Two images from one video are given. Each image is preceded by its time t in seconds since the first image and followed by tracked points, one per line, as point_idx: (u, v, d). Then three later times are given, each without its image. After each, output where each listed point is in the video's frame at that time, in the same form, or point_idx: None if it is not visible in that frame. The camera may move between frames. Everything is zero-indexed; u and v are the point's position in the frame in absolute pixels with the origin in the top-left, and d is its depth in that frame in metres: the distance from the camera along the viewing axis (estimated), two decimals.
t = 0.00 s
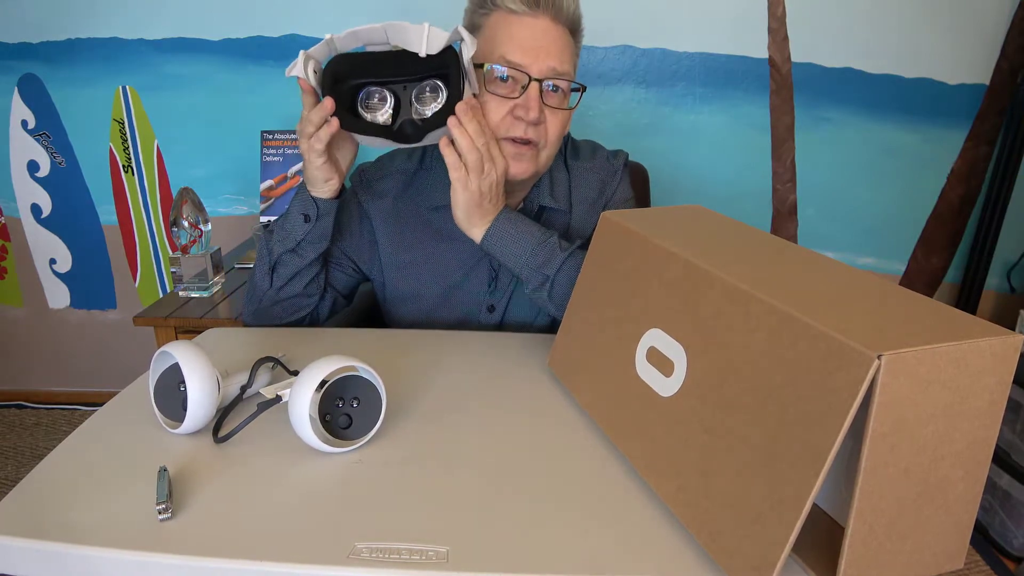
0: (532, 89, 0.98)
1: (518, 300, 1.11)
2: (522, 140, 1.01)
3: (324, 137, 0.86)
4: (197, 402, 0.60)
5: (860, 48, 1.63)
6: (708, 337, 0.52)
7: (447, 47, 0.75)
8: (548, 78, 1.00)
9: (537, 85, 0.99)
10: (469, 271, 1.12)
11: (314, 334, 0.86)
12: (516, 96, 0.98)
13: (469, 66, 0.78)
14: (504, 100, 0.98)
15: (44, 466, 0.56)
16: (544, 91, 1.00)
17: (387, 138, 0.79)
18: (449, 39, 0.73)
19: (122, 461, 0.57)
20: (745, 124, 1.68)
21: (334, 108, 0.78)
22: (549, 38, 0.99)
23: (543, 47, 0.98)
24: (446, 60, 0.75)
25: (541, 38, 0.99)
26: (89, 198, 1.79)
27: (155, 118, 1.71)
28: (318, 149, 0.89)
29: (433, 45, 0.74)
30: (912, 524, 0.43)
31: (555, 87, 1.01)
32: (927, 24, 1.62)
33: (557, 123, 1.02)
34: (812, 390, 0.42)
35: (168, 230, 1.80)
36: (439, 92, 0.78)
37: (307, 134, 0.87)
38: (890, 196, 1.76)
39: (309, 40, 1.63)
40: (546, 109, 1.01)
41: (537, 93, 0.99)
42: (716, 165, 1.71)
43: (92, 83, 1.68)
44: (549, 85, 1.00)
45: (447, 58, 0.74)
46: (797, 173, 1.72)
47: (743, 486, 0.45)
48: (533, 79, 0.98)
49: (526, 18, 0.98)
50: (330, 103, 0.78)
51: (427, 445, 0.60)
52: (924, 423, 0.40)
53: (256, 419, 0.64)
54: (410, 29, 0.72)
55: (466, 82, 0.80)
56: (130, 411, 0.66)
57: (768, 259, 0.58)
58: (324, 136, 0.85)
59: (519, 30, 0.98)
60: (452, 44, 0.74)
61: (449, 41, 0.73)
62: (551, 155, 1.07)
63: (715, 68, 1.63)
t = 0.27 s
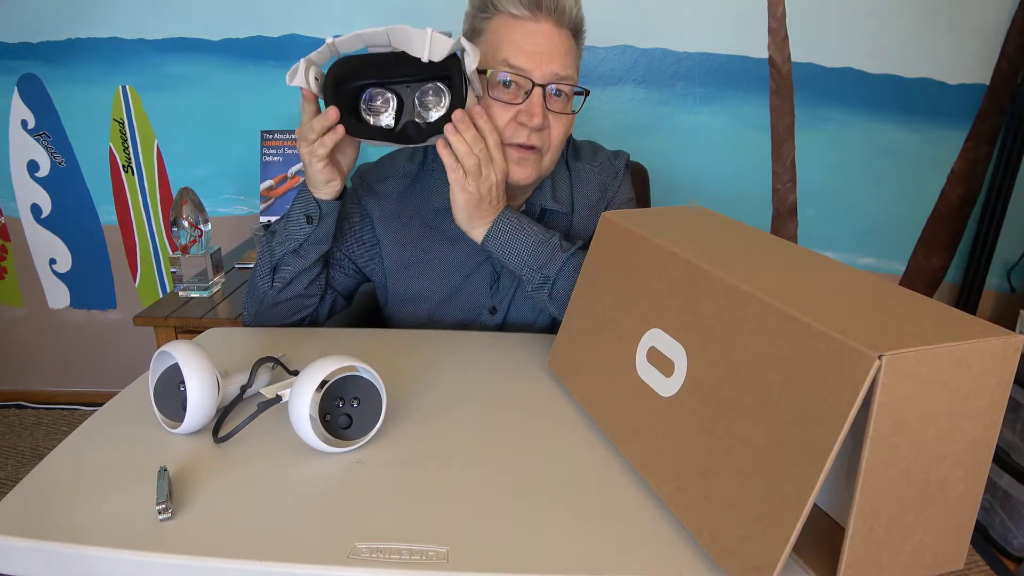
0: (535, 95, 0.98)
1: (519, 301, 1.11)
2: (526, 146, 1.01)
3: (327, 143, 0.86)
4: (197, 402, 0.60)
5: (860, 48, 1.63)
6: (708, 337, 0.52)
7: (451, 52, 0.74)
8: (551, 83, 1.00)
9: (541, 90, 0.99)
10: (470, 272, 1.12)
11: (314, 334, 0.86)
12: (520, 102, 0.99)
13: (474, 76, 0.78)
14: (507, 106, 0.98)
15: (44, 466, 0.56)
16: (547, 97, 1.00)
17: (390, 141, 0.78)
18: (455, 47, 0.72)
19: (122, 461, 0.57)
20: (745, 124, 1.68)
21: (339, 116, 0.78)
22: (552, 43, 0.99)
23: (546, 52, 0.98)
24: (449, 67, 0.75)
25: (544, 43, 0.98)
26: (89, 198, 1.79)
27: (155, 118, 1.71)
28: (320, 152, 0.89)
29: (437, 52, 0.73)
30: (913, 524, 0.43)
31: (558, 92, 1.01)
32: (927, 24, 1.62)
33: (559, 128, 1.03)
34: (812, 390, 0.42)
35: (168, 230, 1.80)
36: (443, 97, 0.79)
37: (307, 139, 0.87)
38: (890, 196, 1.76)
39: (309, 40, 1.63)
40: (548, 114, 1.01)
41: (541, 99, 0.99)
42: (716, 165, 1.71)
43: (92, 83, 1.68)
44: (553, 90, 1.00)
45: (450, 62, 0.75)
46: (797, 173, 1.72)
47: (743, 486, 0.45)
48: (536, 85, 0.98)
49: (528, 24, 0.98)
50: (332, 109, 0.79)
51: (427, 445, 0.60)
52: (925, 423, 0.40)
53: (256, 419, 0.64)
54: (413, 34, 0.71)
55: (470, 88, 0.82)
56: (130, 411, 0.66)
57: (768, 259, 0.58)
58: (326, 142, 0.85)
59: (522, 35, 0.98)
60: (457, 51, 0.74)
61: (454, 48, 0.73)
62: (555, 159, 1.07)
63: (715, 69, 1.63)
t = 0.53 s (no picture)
0: (533, 98, 0.98)
1: (520, 301, 1.11)
2: (524, 148, 1.01)
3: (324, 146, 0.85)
4: (197, 402, 0.60)
5: (860, 48, 1.63)
6: (708, 337, 0.52)
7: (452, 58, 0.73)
8: (550, 86, 1.00)
9: (538, 93, 0.99)
10: (471, 273, 1.12)
11: (314, 334, 0.86)
12: (518, 105, 0.99)
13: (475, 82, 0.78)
14: (505, 109, 0.98)
15: (44, 466, 0.56)
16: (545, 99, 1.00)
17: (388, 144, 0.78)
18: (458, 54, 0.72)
19: (122, 461, 0.57)
20: (745, 124, 1.68)
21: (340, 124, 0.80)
22: (550, 45, 0.98)
23: (544, 54, 0.98)
24: (448, 75, 0.75)
25: (542, 45, 0.98)
26: (89, 198, 1.79)
27: (155, 118, 1.71)
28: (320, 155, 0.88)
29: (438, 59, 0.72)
30: (913, 524, 0.43)
31: (556, 94, 1.01)
32: (927, 24, 1.62)
33: (559, 130, 1.03)
34: (812, 390, 0.42)
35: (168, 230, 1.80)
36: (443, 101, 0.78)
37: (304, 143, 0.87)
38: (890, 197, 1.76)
39: (309, 40, 1.63)
40: (547, 116, 1.01)
41: (539, 102, 0.99)
42: (716, 165, 1.71)
43: (92, 82, 1.68)
44: (550, 92, 1.00)
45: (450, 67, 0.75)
46: (797, 173, 1.72)
47: (743, 486, 0.45)
48: (534, 88, 0.99)
49: (526, 25, 0.97)
50: (333, 115, 0.79)
51: (427, 445, 0.60)
52: (925, 423, 0.40)
53: (256, 419, 0.64)
54: (414, 41, 0.69)
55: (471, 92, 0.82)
56: (130, 411, 0.66)
57: (768, 259, 0.58)
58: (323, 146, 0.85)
59: (519, 38, 0.97)
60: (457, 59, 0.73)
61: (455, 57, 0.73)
62: (554, 161, 1.08)
63: (715, 68, 1.63)
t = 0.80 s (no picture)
0: (531, 97, 0.98)
1: (520, 301, 1.11)
2: (523, 148, 1.00)
3: (318, 146, 0.85)
4: (197, 402, 0.60)
5: (860, 48, 1.63)
6: (708, 337, 0.52)
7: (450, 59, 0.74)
8: (548, 85, 1.00)
9: (536, 92, 0.99)
10: (471, 272, 1.12)
11: (314, 334, 0.86)
12: (516, 104, 0.99)
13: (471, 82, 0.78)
14: (503, 107, 0.98)
15: (45, 466, 0.56)
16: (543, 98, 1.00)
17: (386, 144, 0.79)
18: (454, 55, 0.72)
19: (123, 461, 0.57)
20: (745, 124, 1.68)
21: (338, 124, 0.79)
22: (548, 44, 0.99)
23: (541, 53, 0.98)
24: (445, 75, 0.76)
25: (539, 44, 0.98)
26: (89, 198, 1.79)
27: (155, 118, 1.71)
28: (318, 156, 0.88)
29: (436, 59, 0.72)
30: (913, 524, 0.43)
31: (554, 93, 1.01)
32: (927, 24, 1.62)
33: (556, 129, 1.03)
34: (812, 390, 0.42)
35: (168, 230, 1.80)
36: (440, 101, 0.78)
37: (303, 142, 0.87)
38: (890, 197, 1.76)
39: (309, 40, 1.63)
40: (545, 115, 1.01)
41: (537, 101, 0.99)
42: (716, 165, 1.71)
43: (92, 82, 1.68)
44: (549, 91, 1.00)
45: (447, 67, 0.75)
46: (797, 173, 1.72)
47: (743, 486, 0.45)
48: (532, 87, 0.98)
49: (523, 25, 0.98)
50: (331, 116, 0.79)
51: (427, 445, 0.60)
52: (924, 423, 0.40)
53: (256, 419, 0.64)
54: (411, 41, 0.70)
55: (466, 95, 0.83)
56: (130, 411, 0.66)
57: (768, 259, 0.58)
58: (318, 147, 0.85)
59: (517, 37, 0.97)
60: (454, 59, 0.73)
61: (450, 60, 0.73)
62: (553, 160, 1.07)
63: (715, 68, 1.63)
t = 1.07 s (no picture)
0: (531, 96, 0.98)
1: (520, 301, 1.11)
2: (523, 146, 1.01)
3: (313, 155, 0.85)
4: (197, 402, 0.60)
5: (860, 48, 1.63)
6: (708, 338, 0.52)
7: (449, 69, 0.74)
8: (548, 83, 0.99)
9: (537, 91, 0.98)
10: (471, 273, 1.12)
11: (314, 334, 0.86)
12: (516, 103, 0.99)
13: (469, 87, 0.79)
14: (503, 107, 0.98)
15: (45, 466, 0.56)
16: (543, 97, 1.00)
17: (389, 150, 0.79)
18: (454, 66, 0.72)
19: (123, 461, 0.57)
20: (745, 124, 1.68)
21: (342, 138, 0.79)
22: (548, 43, 0.98)
23: (541, 53, 0.98)
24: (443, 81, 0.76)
25: (539, 43, 0.98)
26: (89, 199, 1.79)
27: (155, 118, 1.71)
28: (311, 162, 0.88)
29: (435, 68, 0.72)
30: (913, 524, 0.43)
31: (554, 92, 1.00)
32: (927, 24, 1.62)
33: (556, 129, 1.03)
34: (812, 390, 0.42)
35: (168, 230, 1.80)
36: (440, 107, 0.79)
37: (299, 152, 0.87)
38: (890, 197, 1.76)
39: (309, 40, 1.63)
40: (545, 113, 1.00)
41: (537, 100, 0.98)
42: (715, 165, 1.71)
43: (92, 83, 1.68)
44: (549, 90, 1.00)
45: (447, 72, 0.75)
46: (797, 173, 1.72)
47: (743, 486, 0.45)
48: (532, 86, 0.98)
49: (523, 24, 0.98)
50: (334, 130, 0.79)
51: (426, 445, 0.60)
52: (924, 423, 0.40)
53: (256, 419, 0.64)
54: (410, 53, 0.69)
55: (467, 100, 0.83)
56: (130, 411, 0.66)
57: (768, 259, 0.58)
58: (312, 157, 0.85)
59: (516, 36, 0.97)
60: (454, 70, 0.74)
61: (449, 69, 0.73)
62: (554, 159, 1.07)
63: (715, 68, 1.63)
